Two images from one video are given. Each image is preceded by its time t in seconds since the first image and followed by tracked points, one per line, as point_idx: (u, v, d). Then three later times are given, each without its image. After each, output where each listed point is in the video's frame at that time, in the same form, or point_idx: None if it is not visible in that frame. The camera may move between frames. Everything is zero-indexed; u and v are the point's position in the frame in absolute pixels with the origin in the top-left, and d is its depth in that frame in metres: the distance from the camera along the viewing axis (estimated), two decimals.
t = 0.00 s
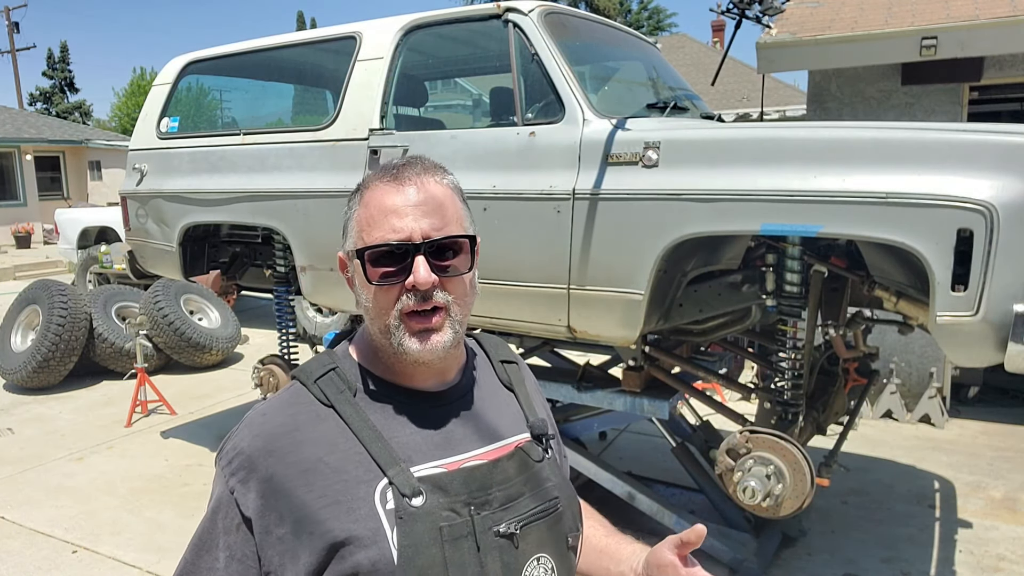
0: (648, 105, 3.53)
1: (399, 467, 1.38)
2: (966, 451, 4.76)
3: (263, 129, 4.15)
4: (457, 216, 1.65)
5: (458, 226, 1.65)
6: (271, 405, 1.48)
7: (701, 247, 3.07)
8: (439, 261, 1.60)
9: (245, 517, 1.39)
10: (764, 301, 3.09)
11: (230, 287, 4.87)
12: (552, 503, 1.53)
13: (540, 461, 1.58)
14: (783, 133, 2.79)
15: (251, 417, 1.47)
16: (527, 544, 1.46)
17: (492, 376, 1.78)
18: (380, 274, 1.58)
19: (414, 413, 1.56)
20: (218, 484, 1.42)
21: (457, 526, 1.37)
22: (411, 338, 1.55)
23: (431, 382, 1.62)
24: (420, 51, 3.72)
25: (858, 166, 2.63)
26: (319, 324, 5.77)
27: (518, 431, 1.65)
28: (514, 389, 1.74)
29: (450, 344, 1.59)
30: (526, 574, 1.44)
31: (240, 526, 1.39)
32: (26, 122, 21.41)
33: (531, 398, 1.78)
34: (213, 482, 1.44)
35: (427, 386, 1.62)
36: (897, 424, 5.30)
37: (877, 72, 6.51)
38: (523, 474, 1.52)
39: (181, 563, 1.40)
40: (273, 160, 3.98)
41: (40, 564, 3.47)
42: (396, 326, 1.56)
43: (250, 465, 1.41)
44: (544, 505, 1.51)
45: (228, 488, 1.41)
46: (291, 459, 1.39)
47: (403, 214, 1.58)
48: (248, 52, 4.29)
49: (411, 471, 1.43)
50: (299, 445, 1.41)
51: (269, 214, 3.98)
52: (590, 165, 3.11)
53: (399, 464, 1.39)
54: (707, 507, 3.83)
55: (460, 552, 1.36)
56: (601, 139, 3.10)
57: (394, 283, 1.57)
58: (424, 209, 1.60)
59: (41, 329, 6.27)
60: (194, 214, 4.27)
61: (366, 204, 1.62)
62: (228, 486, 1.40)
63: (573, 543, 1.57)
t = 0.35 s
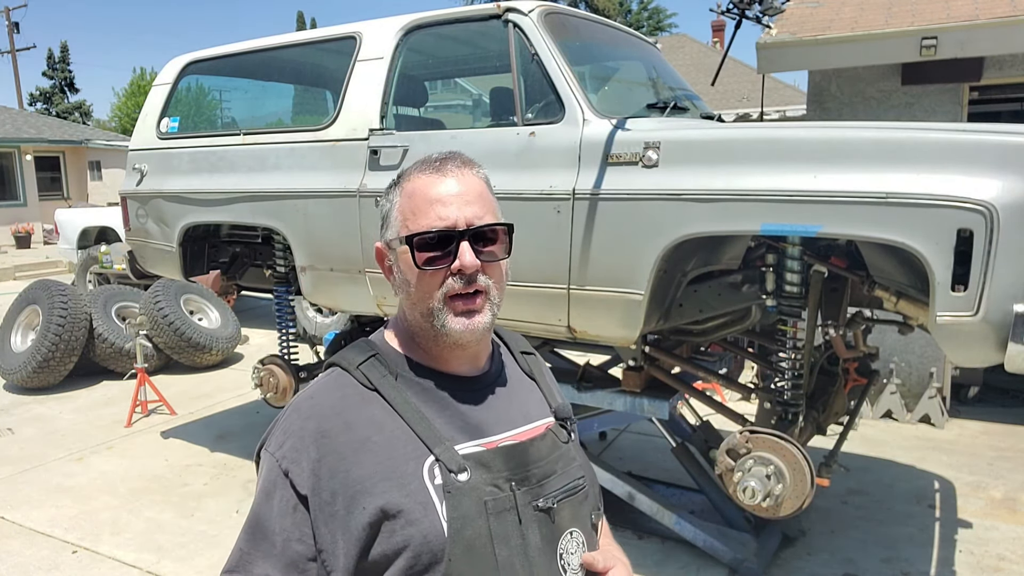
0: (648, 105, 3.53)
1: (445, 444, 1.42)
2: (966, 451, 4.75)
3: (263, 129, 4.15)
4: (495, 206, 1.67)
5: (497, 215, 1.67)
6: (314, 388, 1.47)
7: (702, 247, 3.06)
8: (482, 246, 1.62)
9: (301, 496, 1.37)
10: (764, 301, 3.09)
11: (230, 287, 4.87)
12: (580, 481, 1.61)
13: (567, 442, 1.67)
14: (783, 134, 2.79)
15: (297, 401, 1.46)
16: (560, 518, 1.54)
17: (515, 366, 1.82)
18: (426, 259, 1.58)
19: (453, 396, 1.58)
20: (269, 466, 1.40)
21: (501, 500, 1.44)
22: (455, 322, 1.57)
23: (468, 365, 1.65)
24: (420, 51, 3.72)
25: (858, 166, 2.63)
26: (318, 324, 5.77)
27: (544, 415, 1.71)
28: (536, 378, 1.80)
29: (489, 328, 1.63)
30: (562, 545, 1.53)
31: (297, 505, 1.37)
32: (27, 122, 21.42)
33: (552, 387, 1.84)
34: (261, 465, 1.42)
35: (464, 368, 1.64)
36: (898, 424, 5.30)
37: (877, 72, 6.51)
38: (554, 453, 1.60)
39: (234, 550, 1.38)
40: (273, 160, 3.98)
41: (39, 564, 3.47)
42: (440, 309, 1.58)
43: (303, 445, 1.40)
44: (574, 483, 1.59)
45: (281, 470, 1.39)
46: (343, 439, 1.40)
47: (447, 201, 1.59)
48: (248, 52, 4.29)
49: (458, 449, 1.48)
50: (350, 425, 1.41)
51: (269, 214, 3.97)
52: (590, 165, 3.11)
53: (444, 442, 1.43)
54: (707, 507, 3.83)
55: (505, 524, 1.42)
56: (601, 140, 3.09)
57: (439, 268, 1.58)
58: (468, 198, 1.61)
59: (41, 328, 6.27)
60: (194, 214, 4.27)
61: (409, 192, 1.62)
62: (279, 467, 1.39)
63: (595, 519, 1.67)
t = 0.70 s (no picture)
0: (648, 105, 3.53)
1: (475, 432, 1.43)
2: (966, 451, 4.75)
3: (263, 128, 4.15)
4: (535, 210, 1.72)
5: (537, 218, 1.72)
6: (347, 383, 1.51)
7: (701, 248, 3.06)
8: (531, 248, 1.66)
9: (337, 485, 1.40)
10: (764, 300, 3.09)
11: (230, 287, 4.87)
12: (599, 465, 1.63)
13: (585, 430, 1.70)
14: (783, 134, 2.79)
15: (331, 396, 1.49)
16: (584, 502, 1.56)
17: (530, 358, 1.84)
18: (489, 259, 1.58)
19: (482, 389, 1.60)
20: (304, 456, 1.43)
21: (530, 484, 1.45)
22: (510, 320, 1.62)
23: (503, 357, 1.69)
24: (420, 50, 3.72)
25: (858, 166, 2.63)
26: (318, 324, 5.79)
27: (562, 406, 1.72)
28: (552, 369, 1.81)
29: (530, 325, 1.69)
30: (585, 527, 1.55)
31: (332, 494, 1.40)
32: (27, 122, 21.42)
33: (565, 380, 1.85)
34: (295, 456, 1.45)
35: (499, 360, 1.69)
36: (897, 424, 5.31)
37: (877, 72, 6.51)
38: (576, 439, 1.62)
39: (268, 539, 1.39)
40: (274, 160, 3.98)
41: (39, 564, 3.47)
42: (495, 308, 1.61)
43: (338, 436, 1.43)
44: (594, 467, 1.61)
45: (316, 459, 1.42)
46: (378, 429, 1.43)
47: (505, 204, 1.60)
48: (248, 51, 4.29)
49: (487, 437, 1.48)
50: (384, 416, 1.44)
51: (269, 214, 3.97)
52: (590, 165, 3.11)
53: (474, 430, 1.43)
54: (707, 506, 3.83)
55: (533, 508, 1.44)
56: (601, 140, 3.09)
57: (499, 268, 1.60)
58: (522, 202, 1.64)
59: (41, 328, 6.27)
60: (194, 214, 4.27)
61: (467, 192, 1.60)
62: (314, 458, 1.42)
63: (612, 502, 1.70)
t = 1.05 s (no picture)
0: (647, 105, 3.53)
1: (491, 429, 1.45)
2: (966, 451, 4.75)
3: (263, 129, 4.15)
4: (539, 209, 1.69)
5: (539, 217, 1.68)
6: (368, 376, 1.51)
7: (701, 248, 3.06)
8: (521, 245, 1.63)
9: (359, 477, 1.40)
10: (764, 300, 3.10)
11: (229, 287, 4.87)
12: (612, 467, 1.63)
13: (600, 431, 1.69)
14: (783, 134, 2.79)
15: (353, 389, 1.49)
16: (595, 502, 1.56)
17: (548, 357, 1.83)
18: (467, 255, 1.61)
19: (498, 387, 1.60)
20: (328, 448, 1.42)
21: (543, 482, 1.45)
22: (490, 314, 1.59)
23: (506, 357, 1.65)
24: (420, 50, 3.72)
25: (859, 166, 2.63)
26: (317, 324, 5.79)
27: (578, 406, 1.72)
28: (570, 370, 1.81)
29: (525, 323, 1.63)
30: (595, 527, 1.54)
31: (355, 485, 1.39)
32: (27, 122, 21.42)
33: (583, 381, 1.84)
34: (318, 448, 1.44)
35: (502, 360, 1.65)
36: (897, 424, 5.31)
37: (877, 72, 6.51)
38: (590, 440, 1.61)
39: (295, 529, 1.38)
40: (274, 160, 3.98)
41: (39, 564, 3.47)
42: (475, 302, 1.60)
43: (361, 428, 1.43)
44: (608, 468, 1.61)
45: (340, 451, 1.41)
46: (399, 422, 1.44)
47: (489, 201, 1.61)
48: (248, 51, 4.29)
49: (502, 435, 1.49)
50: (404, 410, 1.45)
51: (269, 214, 3.97)
52: (590, 165, 3.11)
53: (490, 427, 1.45)
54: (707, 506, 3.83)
55: (545, 507, 1.45)
56: (601, 140, 3.10)
57: (478, 263, 1.61)
58: (510, 198, 1.63)
59: (41, 328, 6.27)
60: (194, 214, 4.27)
61: (455, 192, 1.65)
62: (337, 449, 1.41)
63: (622, 505, 1.69)
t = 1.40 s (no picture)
0: (647, 104, 3.53)
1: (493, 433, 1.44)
2: (967, 451, 4.75)
3: (263, 128, 4.15)
4: (551, 205, 1.68)
5: (552, 212, 1.67)
6: (380, 369, 1.54)
7: (701, 248, 3.06)
8: (532, 241, 1.63)
9: (361, 469, 1.46)
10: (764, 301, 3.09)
11: (229, 287, 4.87)
12: (620, 478, 1.57)
13: (613, 441, 1.62)
14: (783, 133, 2.79)
15: (364, 381, 1.53)
16: (598, 513, 1.51)
17: (568, 359, 1.80)
18: (478, 253, 1.62)
19: (508, 389, 1.61)
20: (334, 438, 1.48)
21: (540, 490, 1.43)
22: (502, 311, 1.59)
23: (519, 356, 1.65)
24: (420, 50, 3.72)
25: (859, 165, 2.63)
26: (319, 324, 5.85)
27: (592, 413, 1.68)
28: (589, 373, 1.76)
29: (538, 319, 1.62)
30: (595, 538, 1.50)
31: (357, 476, 1.46)
32: (27, 122, 21.42)
33: (603, 384, 1.81)
34: (327, 436, 1.51)
35: (515, 358, 1.65)
36: (897, 424, 5.31)
37: (878, 72, 6.51)
38: (598, 450, 1.56)
39: (299, 512, 1.46)
40: (274, 160, 3.98)
41: (39, 564, 3.47)
42: (487, 299, 1.60)
43: (366, 422, 1.48)
44: (614, 479, 1.55)
45: (344, 443, 1.47)
46: (403, 420, 1.47)
47: (500, 198, 1.62)
48: (248, 51, 4.29)
49: (502, 439, 1.49)
50: (409, 408, 1.48)
51: (269, 214, 3.97)
52: (590, 165, 3.11)
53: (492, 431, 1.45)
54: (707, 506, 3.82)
55: (541, 515, 1.43)
56: (601, 139, 3.09)
57: (489, 260, 1.61)
58: (521, 194, 1.63)
59: (41, 328, 6.27)
60: (194, 214, 4.27)
61: (467, 190, 1.66)
62: (342, 440, 1.47)
63: (632, 517, 1.63)
